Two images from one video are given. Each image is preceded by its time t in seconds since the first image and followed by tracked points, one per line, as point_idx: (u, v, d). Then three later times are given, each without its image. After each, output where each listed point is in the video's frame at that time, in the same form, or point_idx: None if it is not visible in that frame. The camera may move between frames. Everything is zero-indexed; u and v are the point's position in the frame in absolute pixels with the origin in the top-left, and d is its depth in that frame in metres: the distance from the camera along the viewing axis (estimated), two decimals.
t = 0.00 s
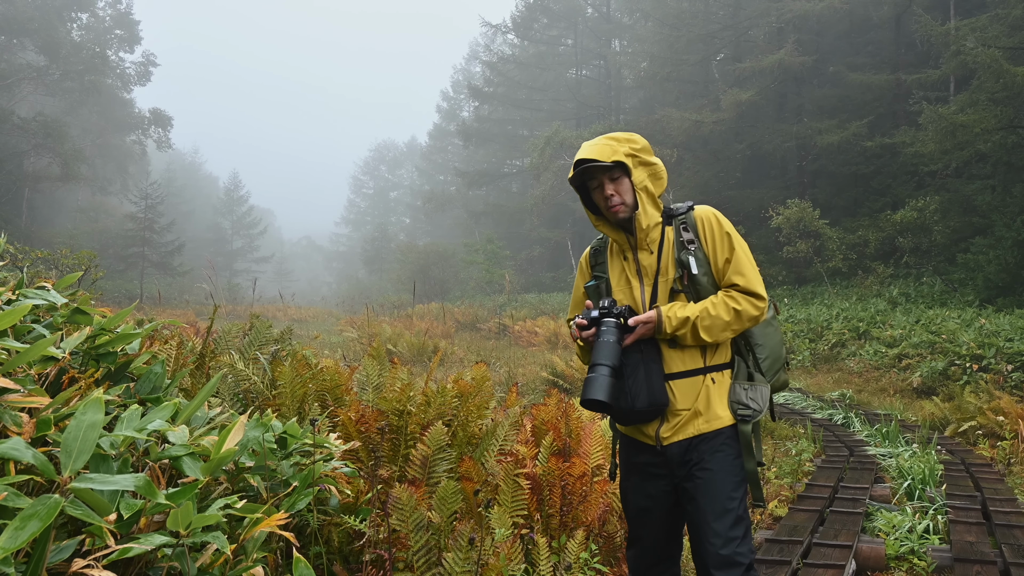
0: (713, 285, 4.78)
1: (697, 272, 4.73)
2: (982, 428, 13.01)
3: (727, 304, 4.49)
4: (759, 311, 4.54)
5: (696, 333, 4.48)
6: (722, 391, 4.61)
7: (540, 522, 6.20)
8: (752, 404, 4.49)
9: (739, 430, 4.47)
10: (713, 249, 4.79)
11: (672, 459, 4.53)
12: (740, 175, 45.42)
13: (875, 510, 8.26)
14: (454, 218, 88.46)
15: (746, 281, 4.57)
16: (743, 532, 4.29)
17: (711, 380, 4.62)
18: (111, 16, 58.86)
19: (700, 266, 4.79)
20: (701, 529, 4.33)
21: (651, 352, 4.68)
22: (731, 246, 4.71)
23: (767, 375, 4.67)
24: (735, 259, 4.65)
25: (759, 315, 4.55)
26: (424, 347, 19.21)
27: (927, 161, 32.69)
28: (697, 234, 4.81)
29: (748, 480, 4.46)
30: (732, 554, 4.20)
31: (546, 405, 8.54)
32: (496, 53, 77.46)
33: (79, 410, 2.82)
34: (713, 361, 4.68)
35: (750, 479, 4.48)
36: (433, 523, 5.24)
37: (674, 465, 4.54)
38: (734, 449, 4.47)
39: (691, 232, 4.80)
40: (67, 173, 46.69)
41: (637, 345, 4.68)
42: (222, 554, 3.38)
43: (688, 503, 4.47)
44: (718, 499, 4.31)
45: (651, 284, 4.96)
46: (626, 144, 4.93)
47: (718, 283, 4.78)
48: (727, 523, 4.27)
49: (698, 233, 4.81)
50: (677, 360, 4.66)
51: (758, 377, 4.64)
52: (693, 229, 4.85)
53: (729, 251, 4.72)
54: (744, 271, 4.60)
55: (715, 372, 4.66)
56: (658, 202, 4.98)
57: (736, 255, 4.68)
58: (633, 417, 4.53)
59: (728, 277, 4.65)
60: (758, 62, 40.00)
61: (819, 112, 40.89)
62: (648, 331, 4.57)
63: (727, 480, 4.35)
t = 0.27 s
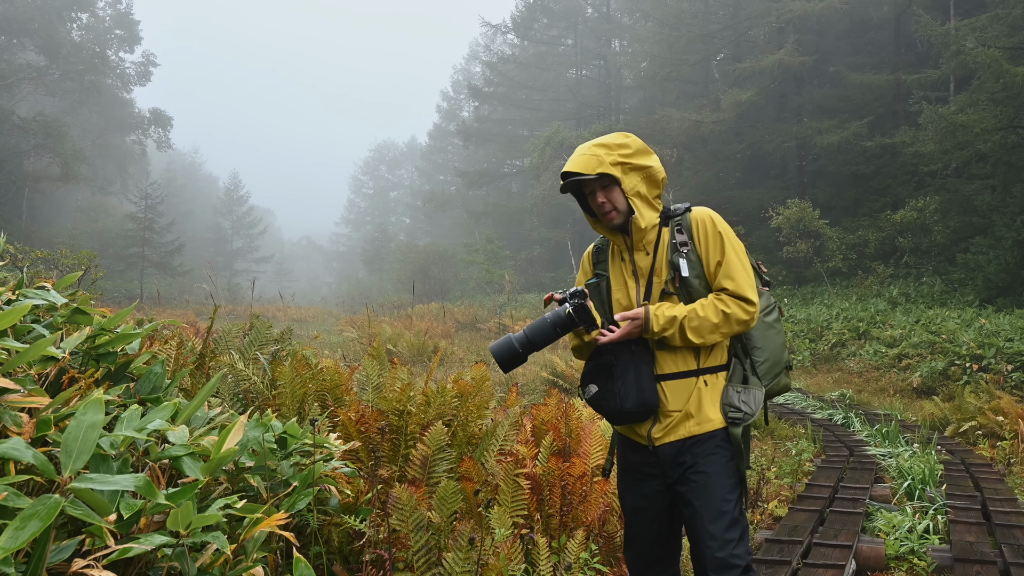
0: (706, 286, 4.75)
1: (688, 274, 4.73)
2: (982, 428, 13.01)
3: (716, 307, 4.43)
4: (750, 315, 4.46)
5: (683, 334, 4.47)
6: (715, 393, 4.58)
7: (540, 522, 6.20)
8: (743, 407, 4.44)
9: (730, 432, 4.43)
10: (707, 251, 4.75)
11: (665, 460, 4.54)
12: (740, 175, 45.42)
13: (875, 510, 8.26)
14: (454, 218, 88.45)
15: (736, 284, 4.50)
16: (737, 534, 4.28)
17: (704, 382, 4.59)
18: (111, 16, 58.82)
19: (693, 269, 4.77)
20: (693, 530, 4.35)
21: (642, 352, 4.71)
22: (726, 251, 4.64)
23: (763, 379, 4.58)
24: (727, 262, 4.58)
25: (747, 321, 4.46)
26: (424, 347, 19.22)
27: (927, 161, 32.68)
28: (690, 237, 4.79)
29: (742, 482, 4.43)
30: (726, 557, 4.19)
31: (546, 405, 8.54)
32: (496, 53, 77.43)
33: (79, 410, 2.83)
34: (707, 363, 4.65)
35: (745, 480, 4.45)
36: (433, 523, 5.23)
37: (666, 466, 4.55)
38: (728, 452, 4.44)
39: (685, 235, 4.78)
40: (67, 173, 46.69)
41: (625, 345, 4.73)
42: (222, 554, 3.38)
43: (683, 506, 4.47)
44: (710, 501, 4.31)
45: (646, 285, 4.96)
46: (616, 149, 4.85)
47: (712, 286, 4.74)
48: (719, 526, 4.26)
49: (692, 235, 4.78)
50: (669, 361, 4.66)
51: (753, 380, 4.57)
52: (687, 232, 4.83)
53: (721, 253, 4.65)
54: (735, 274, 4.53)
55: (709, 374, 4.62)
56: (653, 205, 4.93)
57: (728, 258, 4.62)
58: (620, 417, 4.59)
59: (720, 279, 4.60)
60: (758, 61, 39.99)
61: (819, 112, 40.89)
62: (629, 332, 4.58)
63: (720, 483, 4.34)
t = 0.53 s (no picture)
0: (693, 288, 4.70)
1: (674, 276, 4.69)
2: (982, 428, 13.01)
3: (692, 309, 4.38)
4: (728, 318, 4.37)
5: (658, 337, 4.44)
6: (702, 395, 4.53)
7: (540, 522, 6.20)
8: (729, 410, 4.38)
9: (716, 435, 4.38)
10: (696, 255, 4.68)
11: (658, 459, 4.55)
12: (740, 175, 45.43)
13: (875, 510, 8.26)
14: (454, 218, 88.47)
15: (713, 286, 4.44)
16: (727, 538, 4.26)
17: (692, 384, 4.55)
18: (111, 16, 58.84)
19: (681, 271, 4.73)
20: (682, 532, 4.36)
21: (629, 353, 4.73)
22: (713, 254, 4.55)
23: (755, 383, 4.49)
24: (708, 263, 4.52)
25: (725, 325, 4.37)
26: (424, 347, 19.22)
27: (927, 161, 32.69)
28: (680, 240, 4.74)
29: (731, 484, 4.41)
30: (716, 561, 4.18)
31: (546, 405, 8.55)
32: (496, 53, 77.44)
33: (79, 410, 2.83)
34: (695, 364, 4.59)
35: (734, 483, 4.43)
36: (433, 523, 5.23)
37: (657, 465, 4.57)
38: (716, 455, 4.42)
39: (675, 237, 4.74)
40: (67, 173, 46.71)
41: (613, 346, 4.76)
42: (221, 554, 3.38)
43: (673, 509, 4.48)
44: (698, 504, 4.30)
45: (636, 287, 4.95)
46: (611, 152, 4.86)
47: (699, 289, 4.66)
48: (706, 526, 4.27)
49: (682, 237, 4.74)
50: (657, 363, 4.66)
51: (743, 384, 4.49)
52: (678, 233, 4.78)
53: (706, 256, 4.58)
54: (714, 276, 4.47)
55: (698, 376, 4.57)
56: (648, 206, 4.91)
57: (711, 261, 4.53)
58: (605, 416, 4.65)
59: (701, 281, 4.54)
60: (758, 61, 39.96)
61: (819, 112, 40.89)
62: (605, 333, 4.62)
63: (709, 485, 4.33)
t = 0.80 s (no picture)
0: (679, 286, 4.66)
1: (662, 275, 4.67)
2: (982, 428, 13.01)
3: (664, 306, 4.35)
4: (699, 316, 4.28)
5: (630, 330, 4.44)
6: (695, 395, 4.49)
7: (540, 522, 6.20)
8: (720, 410, 4.35)
9: (706, 436, 4.35)
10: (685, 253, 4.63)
11: (654, 459, 4.55)
12: (740, 175, 45.44)
13: (875, 510, 8.26)
14: (454, 218, 88.49)
15: (690, 283, 4.37)
16: (722, 539, 4.28)
17: (685, 384, 4.51)
18: (111, 16, 58.85)
19: (670, 269, 4.70)
20: (678, 533, 4.38)
21: (623, 350, 4.72)
22: (699, 252, 4.48)
23: (750, 383, 4.46)
24: (689, 260, 4.46)
25: (707, 323, 4.30)
26: (424, 347, 19.22)
27: (927, 161, 32.68)
28: (674, 238, 4.71)
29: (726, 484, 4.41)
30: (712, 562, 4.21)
31: (546, 404, 8.55)
32: (496, 53, 77.43)
33: (79, 410, 2.83)
34: (690, 364, 4.55)
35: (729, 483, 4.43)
36: (433, 523, 5.23)
37: (652, 465, 4.58)
38: (708, 456, 4.41)
39: (669, 236, 4.72)
40: (67, 173, 46.72)
41: (605, 343, 4.77)
42: (221, 554, 3.38)
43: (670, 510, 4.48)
44: (693, 505, 4.32)
45: (634, 286, 4.98)
46: (609, 152, 4.84)
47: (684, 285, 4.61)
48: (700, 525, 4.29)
49: (676, 236, 4.71)
50: (649, 360, 4.66)
51: (735, 384, 4.44)
52: (673, 232, 4.75)
53: (690, 254, 4.53)
54: (692, 272, 4.40)
55: (691, 375, 4.53)
56: (648, 205, 4.90)
57: (694, 259, 4.47)
58: (598, 413, 4.66)
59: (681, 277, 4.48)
60: (758, 61, 39.95)
61: (819, 112, 40.88)
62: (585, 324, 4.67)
63: (702, 486, 4.34)
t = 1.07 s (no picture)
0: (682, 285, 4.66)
1: (665, 275, 4.66)
2: (982, 428, 13.01)
3: (664, 301, 4.35)
4: (699, 313, 4.27)
5: (628, 324, 4.45)
6: (696, 395, 4.48)
7: (540, 522, 6.20)
8: (720, 410, 4.35)
9: (707, 436, 4.35)
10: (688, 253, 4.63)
11: (654, 459, 4.55)
12: (740, 175, 45.45)
13: (875, 510, 8.26)
14: (454, 218, 88.51)
15: (690, 280, 4.37)
16: (720, 540, 4.28)
17: (686, 383, 4.50)
18: (111, 16, 58.84)
19: (672, 268, 4.70)
20: (679, 534, 4.38)
21: (625, 349, 4.71)
22: (703, 251, 4.46)
23: (752, 385, 4.44)
24: (691, 259, 4.45)
25: (707, 321, 4.29)
26: (424, 347, 19.22)
27: (927, 161, 32.67)
28: (678, 238, 4.71)
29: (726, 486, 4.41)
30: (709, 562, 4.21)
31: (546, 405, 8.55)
32: (496, 53, 77.43)
33: (79, 410, 2.83)
34: (691, 364, 4.54)
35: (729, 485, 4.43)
36: (433, 523, 5.23)
37: (652, 465, 4.58)
38: (708, 457, 4.41)
39: (672, 236, 4.72)
40: (67, 173, 46.71)
41: (607, 341, 4.76)
42: (222, 554, 3.38)
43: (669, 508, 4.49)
44: (692, 505, 4.32)
45: (638, 284, 4.98)
46: (616, 150, 4.83)
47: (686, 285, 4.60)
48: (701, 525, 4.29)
49: (680, 236, 4.70)
50: (650, 359, 4.66)
51: (737, 386, 4.42)
52: (678, 232, 4.75)
53: (694, 253, 4.52)
54: (693, 270, 4.39)
55: (692, 375, 4.52)
56: (654, 205, 4.91)
57: (696, 258, 4.46)
58: (598, 411, 4.67)
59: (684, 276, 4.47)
60: (758, 61, 39.95)
61: (819, 112, 40.88)
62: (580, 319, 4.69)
63: (703, 486, 4.34)
